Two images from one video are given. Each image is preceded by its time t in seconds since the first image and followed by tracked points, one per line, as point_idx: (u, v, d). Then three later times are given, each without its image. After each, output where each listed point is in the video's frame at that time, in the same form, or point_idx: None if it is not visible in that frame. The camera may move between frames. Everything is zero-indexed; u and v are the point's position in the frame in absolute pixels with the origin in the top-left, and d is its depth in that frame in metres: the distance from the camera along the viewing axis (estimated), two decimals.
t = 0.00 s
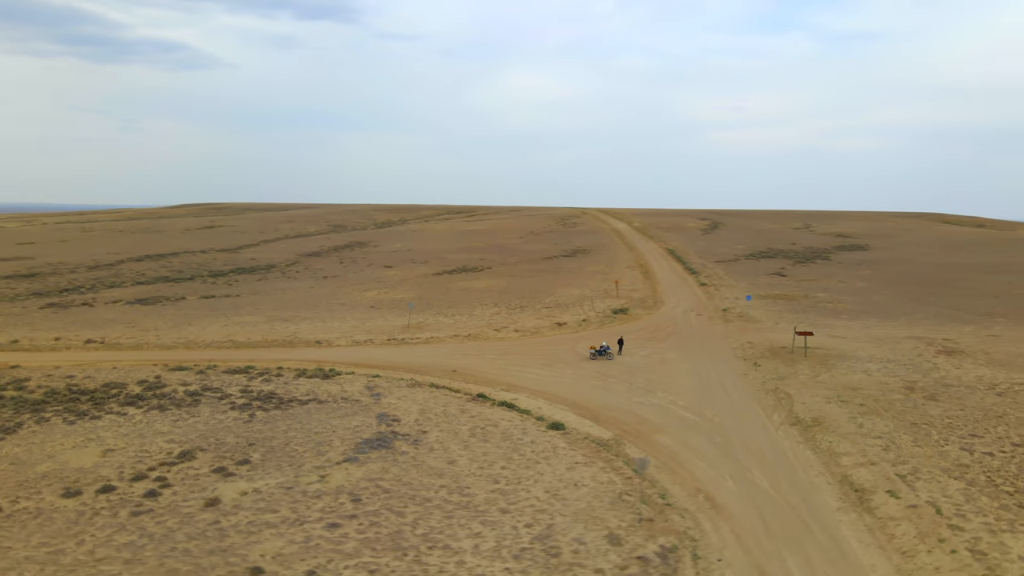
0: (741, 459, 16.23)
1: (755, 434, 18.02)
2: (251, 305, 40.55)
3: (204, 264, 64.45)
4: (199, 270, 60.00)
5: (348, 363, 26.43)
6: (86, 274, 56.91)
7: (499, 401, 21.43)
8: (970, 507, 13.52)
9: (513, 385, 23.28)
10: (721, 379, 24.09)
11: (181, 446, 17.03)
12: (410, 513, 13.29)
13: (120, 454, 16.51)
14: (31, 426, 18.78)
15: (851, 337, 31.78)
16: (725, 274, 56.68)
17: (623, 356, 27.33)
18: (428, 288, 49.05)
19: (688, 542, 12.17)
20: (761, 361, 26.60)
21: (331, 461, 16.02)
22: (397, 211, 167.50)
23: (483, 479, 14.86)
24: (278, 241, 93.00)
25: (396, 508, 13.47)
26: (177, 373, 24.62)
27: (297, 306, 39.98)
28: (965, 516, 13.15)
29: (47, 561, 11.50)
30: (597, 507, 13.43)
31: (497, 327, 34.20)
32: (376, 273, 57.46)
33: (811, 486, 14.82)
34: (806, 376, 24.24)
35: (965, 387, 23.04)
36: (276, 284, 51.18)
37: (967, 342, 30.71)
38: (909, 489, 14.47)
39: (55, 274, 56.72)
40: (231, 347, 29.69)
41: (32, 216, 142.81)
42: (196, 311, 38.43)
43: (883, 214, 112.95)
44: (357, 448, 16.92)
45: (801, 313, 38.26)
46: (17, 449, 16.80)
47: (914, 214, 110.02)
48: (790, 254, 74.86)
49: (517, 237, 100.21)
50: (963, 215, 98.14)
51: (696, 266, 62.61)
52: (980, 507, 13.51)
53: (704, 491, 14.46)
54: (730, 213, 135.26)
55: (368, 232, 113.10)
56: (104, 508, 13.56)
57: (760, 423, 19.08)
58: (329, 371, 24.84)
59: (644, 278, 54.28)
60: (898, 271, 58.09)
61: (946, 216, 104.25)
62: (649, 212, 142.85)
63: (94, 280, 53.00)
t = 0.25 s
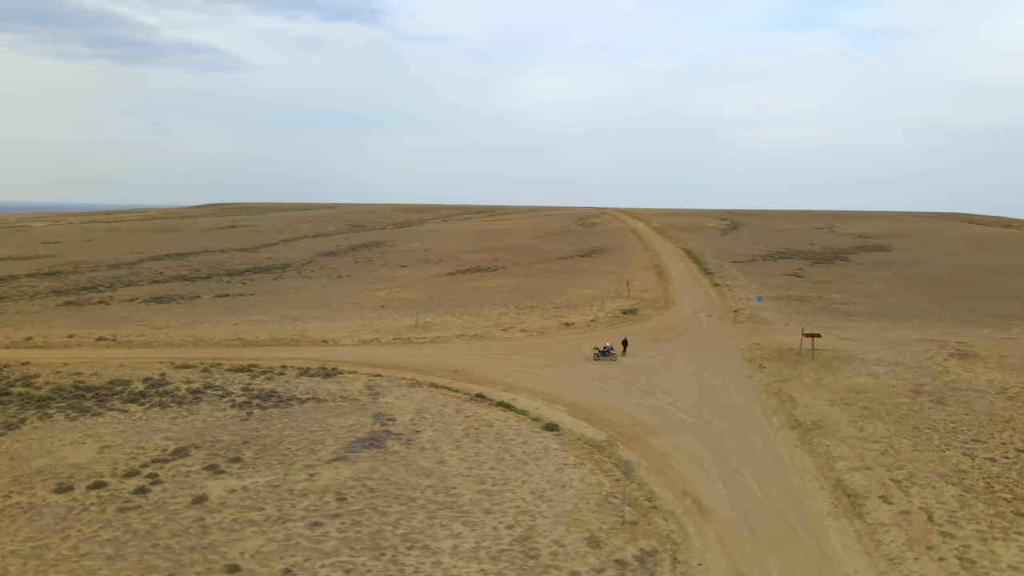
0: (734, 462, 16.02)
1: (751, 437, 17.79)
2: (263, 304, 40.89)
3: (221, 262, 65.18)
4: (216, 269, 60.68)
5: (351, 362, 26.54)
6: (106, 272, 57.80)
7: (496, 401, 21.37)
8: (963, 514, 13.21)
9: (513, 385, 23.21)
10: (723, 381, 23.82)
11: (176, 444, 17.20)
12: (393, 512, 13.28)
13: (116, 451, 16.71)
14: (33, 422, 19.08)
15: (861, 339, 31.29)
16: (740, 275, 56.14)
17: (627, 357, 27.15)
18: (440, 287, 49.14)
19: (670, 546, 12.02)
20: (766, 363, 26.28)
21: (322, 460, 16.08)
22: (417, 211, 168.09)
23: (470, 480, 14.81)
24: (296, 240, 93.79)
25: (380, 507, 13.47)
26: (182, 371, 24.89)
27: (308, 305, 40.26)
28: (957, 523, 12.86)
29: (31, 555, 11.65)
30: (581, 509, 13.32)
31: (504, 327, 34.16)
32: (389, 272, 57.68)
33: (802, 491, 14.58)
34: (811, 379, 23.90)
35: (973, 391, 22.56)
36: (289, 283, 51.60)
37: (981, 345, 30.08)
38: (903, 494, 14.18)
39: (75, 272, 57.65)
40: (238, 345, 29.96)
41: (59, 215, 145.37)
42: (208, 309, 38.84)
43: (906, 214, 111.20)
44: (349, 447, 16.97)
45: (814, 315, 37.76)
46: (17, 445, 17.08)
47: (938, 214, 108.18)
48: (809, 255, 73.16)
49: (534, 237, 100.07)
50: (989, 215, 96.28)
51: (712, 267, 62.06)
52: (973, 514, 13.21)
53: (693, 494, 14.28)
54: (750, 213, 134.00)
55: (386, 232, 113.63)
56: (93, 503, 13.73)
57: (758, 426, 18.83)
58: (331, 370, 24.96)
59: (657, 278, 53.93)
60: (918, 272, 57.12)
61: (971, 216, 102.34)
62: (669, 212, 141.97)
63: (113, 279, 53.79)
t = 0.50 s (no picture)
0: (726, 466, 15.81)
1: (746, 441, 17.54)
2: (274, 303, 41.23)
3: (238, 262, 65.85)
4: (233, 268, 61.34)
5: (354, 361, 26.67)
6: (125, 271, 58.61)
7: (494, 401, 21.32)
8: (956, 521, 12.90)
9: (513, 386, 23.15)
10: (726, 383, 23.55)
11: (172, 441, 17.37)
12: (376, 512, 13.29)
13: (112, 448, 16.92)
14: (36, 419, 19.39)
15: (873, 342, 30.77)
16: (756, 276, 55.55)
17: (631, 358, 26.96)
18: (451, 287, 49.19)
19: (649, 549, 11.89)
20: (771, 365, 25.93)
21: (312, 458, 16.14)
22: (437, 211, 168.52)
23: (457, 480, 14.78)
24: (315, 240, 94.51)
25: (364, 507, 13.49)
26: (187, 369, 25.16)
27: (319, 304, 40.49)
28: (948, 530, 12.56)
29: (15, 549, 11.82)
30: (564, 511, 13.23)
31: (511, 327, 34.12)
32: (403, 272, 57.87)
33: (793, 495, 14.34)
34: (815, 381, 23.53)
35: (982, 394, 22.07)
36: (303, 283, 51.97)
37: (996, 348, 29.44)
38: (895, 500, 13.89)
39: (96, 271, 58.52)
40: (245, 344, 30.23)
41: (85, 215, 147.83)
42: (220, 308, 39.23)
43: (931, 214, 109.31)
44: (340, 446, 17.02)
45: (826, 316, 37.24)
46: (17, 441, 17.37)
47: (964, 215, 106.23)
48: (827, 256, 71.71)
49: (551, 237, 99.84)
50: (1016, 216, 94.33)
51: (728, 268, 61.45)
52: (966, 522, 12.90)
53: (679, 497, 14.12)
54: (771, 213, 132.64)
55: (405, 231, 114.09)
56: (83, 499, 13.91)
57: (755, 429, 18.58)
58: (333, 369, 25.07)
59: (670, 279, 53.52)
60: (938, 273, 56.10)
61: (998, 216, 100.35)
62: (689, 212, 141.02)
63: (131, 278, 54.60)
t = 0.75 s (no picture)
0: (718, 469, 15.62)
1: (741, 444, 17.32)
2: (286, 302, 41.59)
3: (256, 261, 66.50)
4: (249, 267, 61.95)
5: (357, 360, 26.80)
6: (144, 270, 59.43)
7: (492, 402, 21.29)
8: (947, 528, 12.62)
9: (513, 386, 23.10)
10: (728, 385, 23.29)
11: (168, 438, 17.57)
12: (359, 511, 13.32)
13: (109, 444, 17.15)
14: (39, 415, 19.71)
15: (884, 344, 30.26)
16: (772, 277, 54.94)
17: (635, 358, 26.79)
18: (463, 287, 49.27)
19: (629, 553, 11.77)
20: (777, 367, 25.61)
21: (303, 457, 16.22)
22: (456, 211, 168.93)
23: (443, 480, 14.77)
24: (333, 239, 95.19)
25: (348, 505, 13.53)
26: (193, 367, 25.44)
27: (329, 304, 40.75)
28: (938, 537, 12.28)
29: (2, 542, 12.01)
30: (546, 512, 13.15)
31: (518, 327, 34.08)
32: (416, 272, 58.08)
33: (782, 500, 14.13)
34: (820, 384, 23.19)
35: (991, 399, 21.58)
36: (317, 282, 52.36)
37: (1011, 352, 28.80)
38: (887, 505, 13.62)
39: (115, 270, 59.40)
40: (253, 342, 30.51)
41: (111, 215, 150.29)
42: (232, 307, 39.63)
43: (957, 215, 107.37)
44: (333, 445, 17.09)
45: (839, 318, 36.70)
46: (18, 437, 17.68)
47: (991, 215, 104.21)
48: (847, 257, 70.77)
49: (569, 237, 99.62)
50: None
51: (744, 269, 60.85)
52: (958, 529, 12.60)
53: (666, 500, 13.98)
54: (793, 214, 131.18)
55: (423, 231, 114.52)
56: (74, 494, 14.10)
57: (752, 432, 18.34)
58: (335, 368, 25.21)
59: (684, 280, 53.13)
60: (960, 274, 55.07)
61: None
62: (710, 212, 139.90)
63: (150, 276, 55.37)
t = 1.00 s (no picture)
0: (708, 471, 15.44)
1: (736, 447, 17.12)
2: (298, 301, 41.93)
3: (272, 260, 67.11)
4: (266, 266, 62.52)
5: (360, 359, 26.92)
6: (163, 269, 60.25)
7: (489, 401, 21.26)
8: (937, 535, 12.35)
9: (512, 386, 23.06)
10: (730, 386, 23.03)
11: (164, 435, 17.77)
12: (342, 509, 13.35)
13: (106, 440, 17.38)
14: (43, 410, 20.07)
15: (895, 346, 29.74)
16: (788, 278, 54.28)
17: (638, 359, 26.59)
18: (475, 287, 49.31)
19: (606, 555, 11.66)
20: (782, 369, 25.27)
21: (294, 455, 16.31)
22: (476, 212, 169.12)
23: (430, 480, 14.76)
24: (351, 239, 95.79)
25: (332, 504, 13.57)
26: (198, 365, 25.74)
27: (340, 303, 40.98)
28: (926, 544, 12.02)
29: None
30: (528, 513, 13.09)
31: (525, 327, 34.03)
32: (430, 271, 58.26)
33: (770, 503, 13.93)
34: (824, 386, 22.84)
35: (1000, 403, 21.09)
36: (331, 281, 52.71)
37: None
38: (877, 511, 13.37)
39: (134, 268, 60.28)
40: (260, 341, 30.78)
41: (137, 215, 152.76)
42: (244, 305, 40.04)
43: (984, 216, 105.31)
44: (325, 444, 17.15)
45: (852, 319, 36.14)
46: (19, 432, 17.99)
47: (1019, 216, 102.06)
48: (868, 258, 69.92)
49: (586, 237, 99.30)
50: None
51: (761, 270, 60.18)
52: (947, 536, 12.31)
53: (651, 503, 13.86)
54: (815, 214, 129.59)
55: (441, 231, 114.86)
56: (65, 489, 14.31)
57: (749, 435, 18.10)
58: (337, 367, 25.33)
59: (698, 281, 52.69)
60: (982, 276, 53.97)
61: None
62: (730, 212, 138.69)
63: (168, 275, 56.12)
